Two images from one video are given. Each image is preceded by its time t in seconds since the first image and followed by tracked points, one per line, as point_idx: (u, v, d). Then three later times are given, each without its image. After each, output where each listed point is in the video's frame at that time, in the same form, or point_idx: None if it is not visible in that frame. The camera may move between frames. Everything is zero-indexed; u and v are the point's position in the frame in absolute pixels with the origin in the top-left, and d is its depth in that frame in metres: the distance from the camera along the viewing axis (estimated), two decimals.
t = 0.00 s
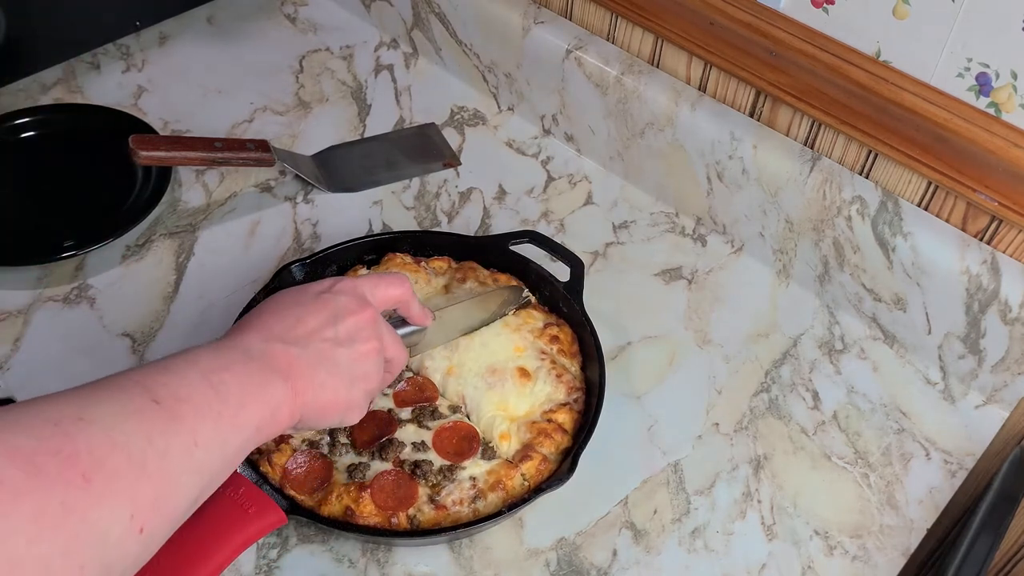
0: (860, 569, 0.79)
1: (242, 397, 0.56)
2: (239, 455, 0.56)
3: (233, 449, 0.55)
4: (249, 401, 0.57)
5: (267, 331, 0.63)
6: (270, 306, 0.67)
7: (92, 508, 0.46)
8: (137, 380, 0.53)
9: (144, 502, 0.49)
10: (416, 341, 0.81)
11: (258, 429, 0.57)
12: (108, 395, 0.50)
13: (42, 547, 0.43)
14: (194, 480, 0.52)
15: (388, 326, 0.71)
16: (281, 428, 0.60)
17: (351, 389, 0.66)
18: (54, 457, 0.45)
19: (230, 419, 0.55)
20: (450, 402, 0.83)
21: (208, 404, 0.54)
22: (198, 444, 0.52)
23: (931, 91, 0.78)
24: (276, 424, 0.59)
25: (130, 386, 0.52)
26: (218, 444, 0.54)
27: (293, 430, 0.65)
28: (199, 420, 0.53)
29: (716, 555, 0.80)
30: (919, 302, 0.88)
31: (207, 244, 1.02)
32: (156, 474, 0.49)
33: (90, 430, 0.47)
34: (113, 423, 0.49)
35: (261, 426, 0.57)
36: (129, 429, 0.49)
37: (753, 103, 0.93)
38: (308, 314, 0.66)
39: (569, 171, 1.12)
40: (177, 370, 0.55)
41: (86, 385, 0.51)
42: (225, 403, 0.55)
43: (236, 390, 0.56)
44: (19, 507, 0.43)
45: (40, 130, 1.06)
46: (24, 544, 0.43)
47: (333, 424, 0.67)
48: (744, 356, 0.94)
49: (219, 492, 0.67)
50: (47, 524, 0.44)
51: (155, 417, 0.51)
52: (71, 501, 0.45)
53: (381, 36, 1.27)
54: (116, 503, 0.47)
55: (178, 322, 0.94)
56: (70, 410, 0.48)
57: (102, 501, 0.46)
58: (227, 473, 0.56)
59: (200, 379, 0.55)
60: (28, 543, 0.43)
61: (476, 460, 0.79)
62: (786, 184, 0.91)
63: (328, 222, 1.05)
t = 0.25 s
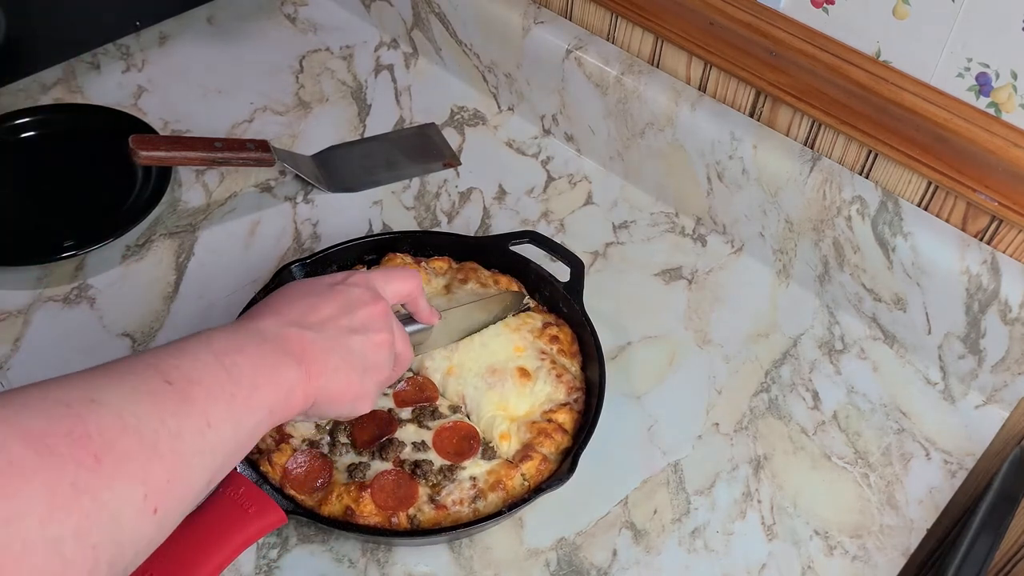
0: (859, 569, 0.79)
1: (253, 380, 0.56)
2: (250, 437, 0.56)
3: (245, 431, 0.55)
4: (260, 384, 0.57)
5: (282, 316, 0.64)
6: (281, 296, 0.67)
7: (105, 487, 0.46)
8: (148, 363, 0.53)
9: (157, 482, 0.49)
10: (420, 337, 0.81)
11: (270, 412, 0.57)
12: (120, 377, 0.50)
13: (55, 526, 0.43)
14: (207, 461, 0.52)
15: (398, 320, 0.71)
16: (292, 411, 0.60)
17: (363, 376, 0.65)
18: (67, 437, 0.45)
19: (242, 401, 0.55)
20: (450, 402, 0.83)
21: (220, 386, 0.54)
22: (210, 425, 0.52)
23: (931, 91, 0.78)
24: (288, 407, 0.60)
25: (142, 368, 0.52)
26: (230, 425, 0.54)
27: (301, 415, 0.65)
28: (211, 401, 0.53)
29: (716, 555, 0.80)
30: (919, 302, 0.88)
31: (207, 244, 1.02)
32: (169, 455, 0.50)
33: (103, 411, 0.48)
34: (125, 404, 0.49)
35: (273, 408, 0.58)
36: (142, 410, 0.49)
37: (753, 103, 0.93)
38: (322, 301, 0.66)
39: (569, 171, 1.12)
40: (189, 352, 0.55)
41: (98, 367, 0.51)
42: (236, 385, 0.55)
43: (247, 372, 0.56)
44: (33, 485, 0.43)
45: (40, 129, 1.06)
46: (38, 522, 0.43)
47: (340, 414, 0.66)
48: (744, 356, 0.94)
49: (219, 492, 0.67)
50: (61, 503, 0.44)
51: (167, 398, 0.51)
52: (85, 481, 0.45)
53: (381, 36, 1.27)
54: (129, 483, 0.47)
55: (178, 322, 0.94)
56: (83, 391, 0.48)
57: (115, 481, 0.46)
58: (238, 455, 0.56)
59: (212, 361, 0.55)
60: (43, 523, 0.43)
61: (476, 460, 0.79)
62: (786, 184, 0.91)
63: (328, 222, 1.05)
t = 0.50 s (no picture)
0: (860, 569, 0.79)
1: (237, 388, 0.56)
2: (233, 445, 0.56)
3: (228, 440, 0.55)
4: (244, 392, 0.56)
5: (265, 318, 0.63)
6: (270, 293, 0.66)
7: (85, 509, 0.46)
8: (131, 371, 0.52)
9: (138, 499, 0.49)
10: (419, 330, 0.81)
11: (253, 419, 0.57)
12: (102, 388, 0.50)
13: (35, 550, 0.44)
14: (189, 472, 0.52)
15: (389, 312, 0.72)
16: (277, 415, 0.60)
17: (348, 374, 0.65)
18: (47, 459, 0.45)
19: (224, 410, 0.55)
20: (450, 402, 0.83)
21: (202, 396, 0.54)
22: (192, 437, 0.52)
23: (931, 91, 0.78)
24: (272, 412, 0.59)
25: (124, 378, 0.51)
26: (212, 436, 0.54)
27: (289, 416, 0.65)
28: (193, 412, 0.53)
29: (716, 555, 0.80)
30: (919, 302, 0.88)
31: (207, 244, 1.02)
32: (150, 471, 0.50)
33: (83, 429, 0.47)
34: (106, 420, 0.49)
35: (257, 415, 0.57)
36: (123, 426, 0.49)
37: (753, 103, 0.93)
38: (307, 301, 0.66)
39: (569, 171, 1.12)
40: (171, 360, 0.54)
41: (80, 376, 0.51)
42: (219, 394, 0.55)
43: (230, 380, 0.56)
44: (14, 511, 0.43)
45: (40, 130, 1.06)
46: (18, 548, 0.43)
47: (330, 413, 0.67)
48: (744, 356, 0.94)
49: (219, 492, 0.67)
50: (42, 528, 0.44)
51: (148, 411, 0.51)
52: (65, 504, 0.45)
53: (381, 36, 1.27)
54: (109, 503, 0.47)
55: (178, 322, 0.94)
56: (64, 406, 0.48)
57: (95, 502, 0.47)
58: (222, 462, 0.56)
59: (194, 369, 0.55)
60: (22, 549, 0.43)
61: (476, 460, 0.79)
62: (786, 184, 0.91)
63: (328, 222, 1.05)
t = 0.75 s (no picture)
0: (859, 569, 0.79)
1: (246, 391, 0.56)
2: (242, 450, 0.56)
3: (237, 444, 0.55)
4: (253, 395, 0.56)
5: (270, 323, 0.63)
6: (275, 299, 0.67)
7: (99, 504, 0.46)
8: (143, 373, 0.53)
9: (150, 496, 0.49)
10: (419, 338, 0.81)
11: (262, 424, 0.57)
12: (115, 388, 0.50)
13: (51, 543, 0.44)
14: (199, 474, 0.52)
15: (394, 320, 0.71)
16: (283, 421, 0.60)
17: (353, 380, 0.65)
18: (64, 453, 0.45)
19: (234, 412, 0.55)
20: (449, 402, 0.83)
21: (213, 398, 0.54)
22: (203, 438, 0.52)
23: (931, 91, 0.78)
24: (279, 419, 0.59)
25: (135, 379, 0.52)
26: (222, 438, 0.54)
27: (295, 421, 0.65)
28: (203, 414, 0.53)
29: (716, 555, 0.80)
30: (919, 302, 0.88)
31: (207, 244, 1.02)
32: (163, 470, 0.50)
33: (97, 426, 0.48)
34: (120, 417, 0.49)
35: (264, 421, 0.57)
36: (136, 424, 0.49)
37: (753, 103, 0.93)
38: (311, 307, 0.66)
39: (569, 171, 1.12)
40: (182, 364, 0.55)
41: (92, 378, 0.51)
42: (229, 396, 0.55)
43: (239, 384, 0.56)
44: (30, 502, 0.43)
45: (41, 129, 1.06)
46: (34, 540, 0.43)
47: (333, 418, 0.66)
48: (744, 356, 0.94)
49: (219, 492, 0.67)
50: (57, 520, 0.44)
51: (161, 411, 0.51)
52: (80, 497, 0.45)
53: (381, 36, 1.27)
54: (123, 499, 0.47)
55: (178, 322, 0.94)
56: (78, 404, 0.48)
57: (109, 497, 0.46)
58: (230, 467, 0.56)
59: (204, 373, 0.55)
60: (37, 540, 0.43)
61: (476, 461, 0.79)
62: (786, 184, 0.91)
63: (328, 222, 1.05)
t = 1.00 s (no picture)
0: (859, 568, 0.79)
1: (252, 370, 0.56)
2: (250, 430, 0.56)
3: (244, 425, 0.55)
4: (259, 376, 0.56)
5: (283, 305, 0.64)
6: (285, 286, 0.67)
7: (109, 483, 0.46)
8: (150, 353, 0.53)
9: (159, 476, 0.49)
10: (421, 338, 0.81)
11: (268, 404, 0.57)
12: (122, 368, 0.50)
13: (62, 522, 0.44)
14: (207, 455, 0.52)
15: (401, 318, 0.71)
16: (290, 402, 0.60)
17: (362, 366, 0.65)
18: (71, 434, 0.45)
19: (241, 393, 0.55)
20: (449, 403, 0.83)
21: (219, 379, 0.54)
22: (210, 419, 0.52)
23: (931, 91, 0.78)
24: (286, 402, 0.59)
25: (142, 361, 0.52)
26: (229, 418, 0.54)
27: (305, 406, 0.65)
28: (210, 394, 0.53)
29: (716, 555, 0.80)
30: (919, 302, 0.88)
31: (207, 244, 1.02)
32: (171, 449, 0.50)
33: (105, 406, 0.47)
34: (127, 398, 0.49)
35: (270, 402, 0.57)
36: (143, 405, 0.49)
37: (753, 103, 0.93)
38: (322, 293, 0.66)
39: (569, 171, 1.12)
40: (187, 346, 0.55)
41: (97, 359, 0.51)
42: (235, 377, 0.55)
43: (244, 365, 0.56)
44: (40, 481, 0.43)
45: (41, 129, 1.06)
46: (45, 520, 0.43)
47: (343, 404, 0.67)
48: (744, 356, 0.94)
49: (220, 492, 0.67)
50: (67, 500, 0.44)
51: (168, 392, 0.51)
52: (88, 476, 0.45)
53: (381, 36, 1.27)
54: (133, 478, 0.47)
55: (178, 322, 0.94)
56: (84, 384, 0.48)
57: (118, 476, 0.47)
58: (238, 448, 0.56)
59: (210, 353, 0.55)
60: (48, 520, 0.43)
61: (476, 461, 0.79)
62: (786, 184, 0.91)
63: (328, 222, 1.05)
